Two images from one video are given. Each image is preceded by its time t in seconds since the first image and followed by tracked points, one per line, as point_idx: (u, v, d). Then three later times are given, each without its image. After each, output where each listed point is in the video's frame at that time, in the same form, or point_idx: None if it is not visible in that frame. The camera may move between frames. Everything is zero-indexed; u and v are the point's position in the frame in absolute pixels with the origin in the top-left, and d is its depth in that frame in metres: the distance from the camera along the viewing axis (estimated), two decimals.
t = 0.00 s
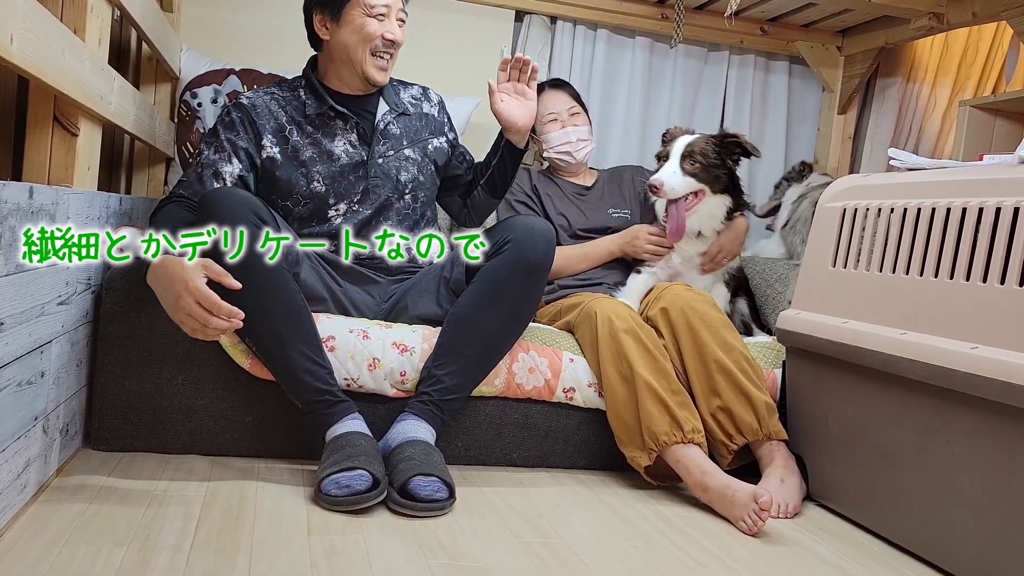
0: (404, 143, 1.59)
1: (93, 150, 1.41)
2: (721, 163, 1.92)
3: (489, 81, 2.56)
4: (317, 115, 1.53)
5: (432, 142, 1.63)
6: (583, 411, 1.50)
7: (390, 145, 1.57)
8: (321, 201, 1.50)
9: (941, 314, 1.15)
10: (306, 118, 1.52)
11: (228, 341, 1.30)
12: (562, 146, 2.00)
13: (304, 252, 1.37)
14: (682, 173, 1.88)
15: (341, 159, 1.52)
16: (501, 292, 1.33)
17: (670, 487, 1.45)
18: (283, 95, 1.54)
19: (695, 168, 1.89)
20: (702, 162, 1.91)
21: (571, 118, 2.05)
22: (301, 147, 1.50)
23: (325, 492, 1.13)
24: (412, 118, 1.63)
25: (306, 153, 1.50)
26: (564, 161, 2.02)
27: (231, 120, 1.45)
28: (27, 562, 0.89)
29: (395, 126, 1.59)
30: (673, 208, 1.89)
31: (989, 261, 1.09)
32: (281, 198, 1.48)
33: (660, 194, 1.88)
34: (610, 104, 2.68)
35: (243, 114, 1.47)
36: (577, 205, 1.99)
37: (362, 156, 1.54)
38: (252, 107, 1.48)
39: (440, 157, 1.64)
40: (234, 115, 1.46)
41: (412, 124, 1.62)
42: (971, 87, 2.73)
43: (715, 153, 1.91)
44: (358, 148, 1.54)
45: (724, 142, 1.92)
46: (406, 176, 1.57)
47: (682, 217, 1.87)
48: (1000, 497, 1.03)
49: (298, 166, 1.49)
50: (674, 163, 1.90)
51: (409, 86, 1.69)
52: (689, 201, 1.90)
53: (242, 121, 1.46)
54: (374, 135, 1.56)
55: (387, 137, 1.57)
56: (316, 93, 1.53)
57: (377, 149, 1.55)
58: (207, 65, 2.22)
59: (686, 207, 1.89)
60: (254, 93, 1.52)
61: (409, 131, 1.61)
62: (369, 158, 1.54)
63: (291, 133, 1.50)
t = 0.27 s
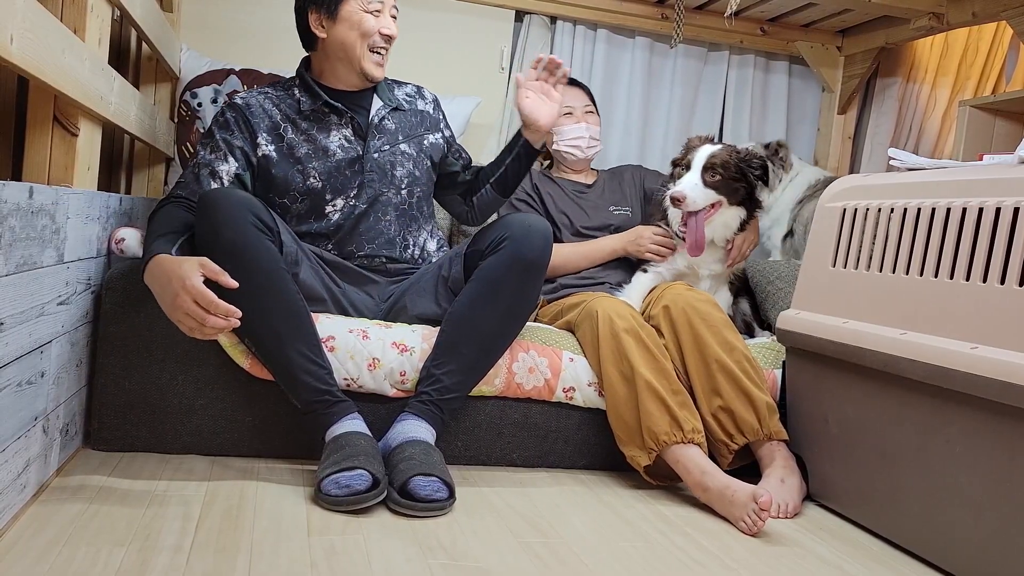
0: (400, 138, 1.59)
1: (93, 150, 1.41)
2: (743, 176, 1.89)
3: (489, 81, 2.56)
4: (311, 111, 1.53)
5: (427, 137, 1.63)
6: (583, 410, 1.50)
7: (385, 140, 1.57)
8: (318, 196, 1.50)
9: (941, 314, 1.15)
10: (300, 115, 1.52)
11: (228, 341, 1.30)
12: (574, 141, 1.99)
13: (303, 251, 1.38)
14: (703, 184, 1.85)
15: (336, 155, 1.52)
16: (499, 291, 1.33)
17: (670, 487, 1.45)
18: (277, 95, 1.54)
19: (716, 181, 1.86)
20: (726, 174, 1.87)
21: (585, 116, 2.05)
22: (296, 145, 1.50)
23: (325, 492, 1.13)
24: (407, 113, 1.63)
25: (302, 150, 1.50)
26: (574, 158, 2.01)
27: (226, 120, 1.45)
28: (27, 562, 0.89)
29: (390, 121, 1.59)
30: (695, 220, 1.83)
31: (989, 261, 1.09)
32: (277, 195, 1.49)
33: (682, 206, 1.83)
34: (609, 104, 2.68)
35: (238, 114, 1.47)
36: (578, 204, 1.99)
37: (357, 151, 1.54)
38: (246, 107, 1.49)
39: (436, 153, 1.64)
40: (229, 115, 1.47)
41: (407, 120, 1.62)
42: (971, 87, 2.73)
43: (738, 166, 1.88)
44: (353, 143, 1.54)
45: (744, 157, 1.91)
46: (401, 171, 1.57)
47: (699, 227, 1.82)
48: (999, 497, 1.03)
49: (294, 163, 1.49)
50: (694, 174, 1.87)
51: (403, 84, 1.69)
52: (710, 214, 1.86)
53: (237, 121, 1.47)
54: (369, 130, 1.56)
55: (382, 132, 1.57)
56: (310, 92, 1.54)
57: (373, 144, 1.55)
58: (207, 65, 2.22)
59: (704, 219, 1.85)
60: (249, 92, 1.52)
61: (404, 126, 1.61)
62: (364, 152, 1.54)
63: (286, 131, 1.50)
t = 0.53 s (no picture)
0: (403, 139, 1.59)
1: (93, 151, 1.41)
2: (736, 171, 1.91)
3: (489, 81, 2.56)
4: (316, 111, 1.53)
5: (430, 139, 1.63)
6: (583, 411, 1.50)
7: (389, 141, 1.57)
8: (321, 196, 1.51)
9: (941, 314, 1.15)
10: (305, 116, 1.52)
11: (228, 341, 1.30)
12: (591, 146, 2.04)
13: (303, 250, 1.39)
14: (690, 169, 1.90)
15: (340, 156, 1.52)
16: (500, 291, 1.33)
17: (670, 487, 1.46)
18: (282, 95, 1.54)
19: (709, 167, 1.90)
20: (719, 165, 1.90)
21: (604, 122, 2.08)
22: (301, 145, 1.50)
23: (325, 492, 1.13)
24: (410, 115, 1.63)
25: (306, 150, 1.50)
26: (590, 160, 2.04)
27: (230, 120, 1.45)
28: (27, 562, 0.89)
29: (394, 122, 1.59)
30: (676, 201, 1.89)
31: (989, 261, 1.09)
32: (282, 194, 1.49)
33: (663, 185, 1.89)
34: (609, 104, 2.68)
35: (242, 114, 1.47)
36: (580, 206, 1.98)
37: (361, 151, 1.54)
38: (251, 107, 1.49)
39: (439, 154, 1.65)
40: (233, 115, 1.46)
41: (410, 121, 1.62)
42: (971, 87, 2.73)
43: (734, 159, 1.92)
44: (357, 143, 1.55)
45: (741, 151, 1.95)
46: (404, 172, 1.57)
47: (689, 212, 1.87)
48: (1000, 497, 1.03)
49: (298, 163, 1.49)
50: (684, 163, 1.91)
51: (406, 86, 1.69)
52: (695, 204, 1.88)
53: (241, 121, 1.47)
54: (372, 130, 1.56)
55: (385, 132, 1.57)
56: (316, 94, 1.54)
57: (376, 144, 1.55)
58: (207, 65, 2.22)
59: (691, 207, 1.87)
60: (252, 93, 1.52)
61: (407, 128, 1.61)
62: (368, 153, 1.55)
63: (290, 132, 1.50)
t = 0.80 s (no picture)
0: (411, 144, 1.59)
1: (93, 150, 1.41)
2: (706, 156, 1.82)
3: (489, 81, 2.56)
4: (326, 113, 1.53)
5: (438, 145, 1.64)
6: (583, 411, 1.50)
7: (396, 145, 1.57)
8: (327, 198, 1.50)
9: (941, 314, 1.15)
10: (315, 116, 1.53)
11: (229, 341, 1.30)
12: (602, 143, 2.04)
13: (304, 248, 1.38)
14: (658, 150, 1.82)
15: (347, 158, 1.52)
16: (500, 294, 1.33)
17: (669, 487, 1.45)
18: (292, 95, 1.54)
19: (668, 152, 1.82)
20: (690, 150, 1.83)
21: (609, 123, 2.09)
22: (309, 146, 1.50)
23: (325, 492, 1.13)
24: (420, 121, 1.63)
25: (314, 151, 1.50)
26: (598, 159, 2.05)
27: (239, 118, 1.46)
28: (27, 562, 0.89)
29: (403, 128, 1.59)
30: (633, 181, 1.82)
31: (989, 261, 1.09)
32: (289, 193, 1.48)
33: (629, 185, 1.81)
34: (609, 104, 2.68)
35: (252, 113, 1.48)
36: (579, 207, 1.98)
37: (369, 155, 1.54)
38: (262, 106, 1.49)
39: (445, 160, 1.65)
40: (243, 113, 1.47)
41: (419, 127, 1.62)
42: (971, 87, 2.73)
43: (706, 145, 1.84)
44: (365, 147, 1.55)
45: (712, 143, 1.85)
46: (411, 177, 1.57)
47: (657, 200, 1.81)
48: (1000, 497, 1.03)
49: (305, 163, 1.49)
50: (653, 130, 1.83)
51: (417, 92, 1.70)
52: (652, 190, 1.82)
53: (251, 119, 1.47)
54: (381, 134, 1.56)
55: (394, 137, 1.57)
56: (326, 95, 1.53)
57: (384, 148, 1.55)
58: (207, 65, 2.22)
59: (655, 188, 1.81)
60: (263, 92, 1.53)
61: (416, 134, 1.61)
62: (376, 157, 1.54)
63: (299, 132, 1.50)
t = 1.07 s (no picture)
0: (408, 144, 1.59)
1: (92, 150, 1.41)
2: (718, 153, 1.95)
3: (489, 81, 2.56)
4: (322, 113, 1.53)
5: (435, 145, 1.64)
6: (583, 411, 1.50)
7: (393, 145, 1.57)
8: (324, 198, 1.50)
9: (941, 314, 1.15)
10: (310, 118, 1.53)
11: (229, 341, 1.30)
12: (593, 145, 2.04)
13: (303, 250, 1.38)
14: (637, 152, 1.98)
15: (344, 158, 1.52)
16: (499, 293, 1.33)
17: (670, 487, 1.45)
18: (288, 96, 1.54)
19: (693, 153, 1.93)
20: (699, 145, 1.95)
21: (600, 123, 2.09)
22: (306, 147, 1.50)
23: (325, 492, 1.13)
24: (416, 120, 1.63)
25: (310, 152, 1.50)
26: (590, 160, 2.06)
27: (236, 120, 1.46)
28: (27, 562, 0.89)
29: (399, 127, 1.59)
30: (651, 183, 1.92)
31: (989, 261, 1.09)
32: (286, 194, 1.49)
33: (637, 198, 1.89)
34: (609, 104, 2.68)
35: (249, 114, 1.48)
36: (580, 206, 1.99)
37: (365, 155, 1.54)
38: (258, 108, 1.49)
39: (442, 160, 1.65)
40: (239, 115, 1.47)
41: (416, 126, 1.62)
42: (970, 87, 2.73)
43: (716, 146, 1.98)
44: (362, 147, 1.54)
45: (720, 147, 2.03)
46: (408, 176, 1.57)
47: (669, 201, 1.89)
48: (1000, 497, 1.03)
49: (302, 164, 1.49)
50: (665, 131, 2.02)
51: (414, 92, 1.69)
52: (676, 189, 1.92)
53: (248, 121, 1.47)
54: (378, 134, 1.56)
55: (390, 137, 1.57)
56: (322, 95, 1.53)
57: (381, 148, 1.55)
58: (207, 65, 2.22)
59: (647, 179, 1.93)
60: (259, 93, 1.53)
61: (413, 133, 1.61)
62: (372, 156, 1.54)
63: (295, 133, 1.50)
